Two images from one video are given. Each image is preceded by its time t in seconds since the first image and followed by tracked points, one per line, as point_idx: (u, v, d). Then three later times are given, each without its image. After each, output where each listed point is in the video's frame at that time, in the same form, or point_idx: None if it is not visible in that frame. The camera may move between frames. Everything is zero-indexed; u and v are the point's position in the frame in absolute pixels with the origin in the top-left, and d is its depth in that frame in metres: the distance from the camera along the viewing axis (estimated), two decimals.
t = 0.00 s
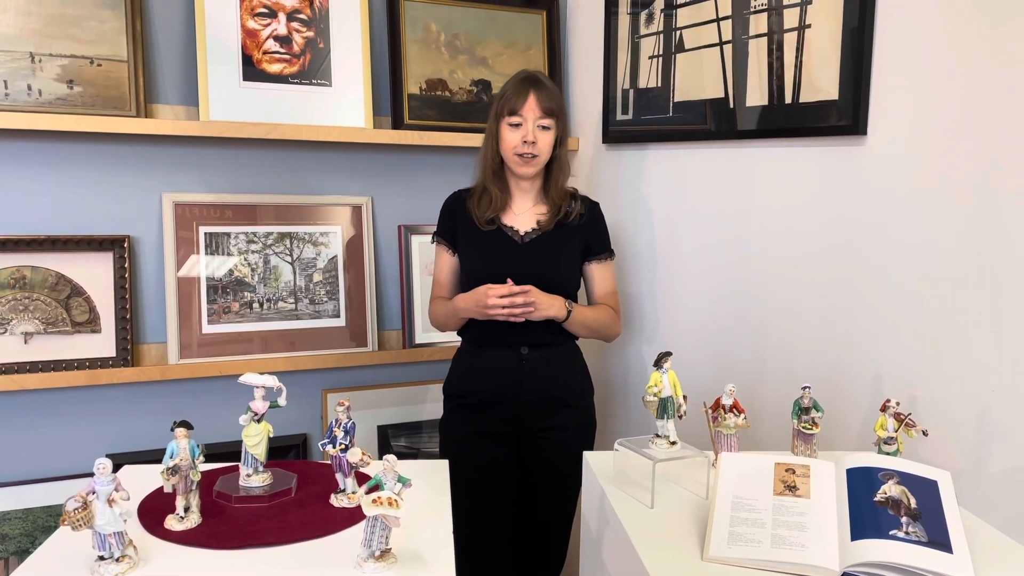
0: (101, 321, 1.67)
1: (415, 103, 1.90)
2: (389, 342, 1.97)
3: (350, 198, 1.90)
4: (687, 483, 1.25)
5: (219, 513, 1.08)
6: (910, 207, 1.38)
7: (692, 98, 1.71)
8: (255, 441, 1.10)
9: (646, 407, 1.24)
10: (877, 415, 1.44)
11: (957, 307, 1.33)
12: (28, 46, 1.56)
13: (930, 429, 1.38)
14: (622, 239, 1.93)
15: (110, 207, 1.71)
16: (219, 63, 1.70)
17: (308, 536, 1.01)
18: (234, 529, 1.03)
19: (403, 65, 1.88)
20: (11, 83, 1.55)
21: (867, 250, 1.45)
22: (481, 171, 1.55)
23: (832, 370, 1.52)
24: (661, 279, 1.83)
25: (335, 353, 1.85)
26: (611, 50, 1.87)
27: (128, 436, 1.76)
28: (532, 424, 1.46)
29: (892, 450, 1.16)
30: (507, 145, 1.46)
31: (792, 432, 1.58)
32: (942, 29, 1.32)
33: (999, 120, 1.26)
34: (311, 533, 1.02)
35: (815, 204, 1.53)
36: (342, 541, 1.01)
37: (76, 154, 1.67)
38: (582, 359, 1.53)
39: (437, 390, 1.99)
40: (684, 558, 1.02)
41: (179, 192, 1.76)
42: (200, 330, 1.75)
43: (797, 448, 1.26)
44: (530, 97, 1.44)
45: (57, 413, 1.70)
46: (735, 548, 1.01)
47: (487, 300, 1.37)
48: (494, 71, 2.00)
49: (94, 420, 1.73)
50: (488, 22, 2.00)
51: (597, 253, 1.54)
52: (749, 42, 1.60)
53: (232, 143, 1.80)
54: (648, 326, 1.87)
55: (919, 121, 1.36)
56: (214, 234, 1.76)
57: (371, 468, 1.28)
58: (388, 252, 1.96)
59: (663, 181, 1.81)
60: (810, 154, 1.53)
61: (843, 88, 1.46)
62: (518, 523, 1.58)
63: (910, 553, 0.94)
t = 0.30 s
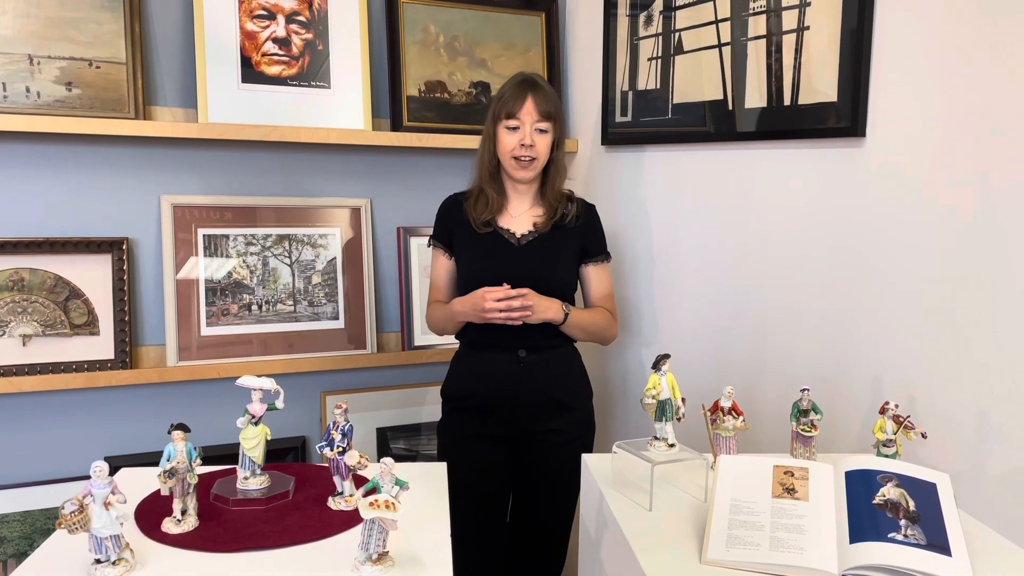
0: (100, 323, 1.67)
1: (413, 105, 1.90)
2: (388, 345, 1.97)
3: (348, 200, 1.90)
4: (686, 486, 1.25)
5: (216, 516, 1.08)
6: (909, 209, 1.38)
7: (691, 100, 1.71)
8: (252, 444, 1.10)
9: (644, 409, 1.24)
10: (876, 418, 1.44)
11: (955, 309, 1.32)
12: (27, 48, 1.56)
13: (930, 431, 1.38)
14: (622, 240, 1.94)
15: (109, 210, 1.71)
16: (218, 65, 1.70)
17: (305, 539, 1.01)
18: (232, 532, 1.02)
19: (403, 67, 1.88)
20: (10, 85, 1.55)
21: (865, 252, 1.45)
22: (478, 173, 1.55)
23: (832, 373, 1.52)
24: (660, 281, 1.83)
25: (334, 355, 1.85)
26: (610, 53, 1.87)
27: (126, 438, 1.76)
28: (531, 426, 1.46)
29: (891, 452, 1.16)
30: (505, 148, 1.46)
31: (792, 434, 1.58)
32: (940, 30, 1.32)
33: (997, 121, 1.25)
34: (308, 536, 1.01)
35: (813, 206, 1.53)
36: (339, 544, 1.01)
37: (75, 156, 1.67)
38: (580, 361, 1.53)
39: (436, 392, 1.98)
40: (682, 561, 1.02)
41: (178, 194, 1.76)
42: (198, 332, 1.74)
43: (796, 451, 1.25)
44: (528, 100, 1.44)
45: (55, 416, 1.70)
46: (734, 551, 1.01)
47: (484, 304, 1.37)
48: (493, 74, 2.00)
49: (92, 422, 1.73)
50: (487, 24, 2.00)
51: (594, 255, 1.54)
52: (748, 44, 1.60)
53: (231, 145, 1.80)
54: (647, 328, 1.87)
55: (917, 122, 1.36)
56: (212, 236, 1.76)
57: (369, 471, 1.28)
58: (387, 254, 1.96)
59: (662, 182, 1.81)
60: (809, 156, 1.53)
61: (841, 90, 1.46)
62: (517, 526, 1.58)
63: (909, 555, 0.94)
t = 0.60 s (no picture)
0: (99, 325, 1.67)
1: (413, 106, 1.90)
2: (388, 346, 1.97)
3: (348, 202, 1.90)
4: (686, 488, 1.25)
5: (216, 518, 1.08)
6: (908, 210, 1.38)
7: (691, 101, 1.71)
8: (252, 445, 1.10)
9: (644, 411, 1.23)
10: (876, 419, 1.44)
11: (955, 310, 1.32)
12: (27, 50, 1.56)
13: (930, 433, 1.38)
14: (622, 242, 1.94)
15: (108, 211, 1.71)
16: (218, 67, 1.70)
17: (304, 541, 1.00)
18: (231, 534, 1.02)
19: (402, 69, 1.88)
20: (9, 87, 1.55)
21: (865, 253, 1.45)
22: (478, 174, 1.54)
23: (832, 374, 1.51)
24: (659, 282, 1.83)
25: (333, 357, 1.85)
26: (610, 54, 1.87)
27: (126, 440, 1.76)
28: (531, 427, 1.46)
29: (891, 454, 1.16)
30: (507, 149, 1.46)
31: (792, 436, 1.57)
32: (938, 32, 1.32)
33: (997, 123, 1.24)
34: (308, 538, 1.01)
35: (813, 207, 1.53)
36: (339, 547, 1.01)
37: (74, 158, 1.67)
38: (580, 362, 1.53)
39: (436, 394, 1.98)
40: (683, 563, 1.02)
41: (177, 196, 1.76)
42: (198, 333, 1.74)
43: (796, 453, 1.25)
44: (531, 101, 1.44)
45: (55, 418, 1.69)
46: (734, 553, 1.01)
47: (487, 307, 1.37)
48: (493, 75, 2.00)
49: (92, 424, 1.72)
50: (487, 25, 2.00)
51: (594, 257, 1.54)
52: (748, 46, 1.60)
53: (231, 146, 1.80)
54: (646, 330, 1.87)
55: (917, 123, 1.36)
56: (212, 238, 1.76)
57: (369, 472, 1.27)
58: (387, 255, 1.96)
59: (662, 183, 1.81)
60: (808, 158, 1.53)
61: (841, 92, 1.46)
62: (517, 526, 1.58)
63: (909, 557, 0.94)
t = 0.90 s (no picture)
0: (100, 325, 1.67)
1: (413, 106, 1.89)
2: (388, 346, 1.97)
3: (348, 202, 1.90)
4: (687, 487, 1.25)
5: (217, 518, 1.08)
6: (908, 209, 1.38)
7: (691, 101, 1.71)
8: (253, 445, 1.10)
9: (645, 411, 1.23)
10: (876, 419, 1.44)
11: (955, 310, 1.32)
12: (27, 50, 1.56)
13: (930, 433, 1.38)
14: (622, 242, 1.94)
15: (109, 211, 1.70)
16: (218, 67, 1.70)
17: (306, 541, 1.00)
18: (233, 534, 1.02)
19: (403, 69, 1.88)
20: (10, 86, 1.55)
21: (866, 253, 1.45)
22: (481, 173, 1.54)
23: (832, 374, 1.52)
24: (660, 282, 1.83)
25: (334, 357, 1.85)
26: (611, 54, 1.87)
27: (126, 440, 1.75)
28: (532, 427, 1.46)
29: (892, 453, 1.16)
30: (511, 149, 1.46)
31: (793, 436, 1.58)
32: (937, 31, 1.32)
33: (998, 123, 1.25)
34: (309, 538, 1.01)
35: (814, 207, 1.53)
36: (340, 546, 1.01)
37: (75, 158, 1.67)
38: (581, 362, 1.54)
39: (437, 394, 1.98)
40: (685, 562, 1.02)
41: (178, 196, 1.75)
42: (199, 333, 1.74)
43: (797, 452, 1.25)
44: (537, 103, 1.44)
45: (55, 418, 1.69)
46: (736, 553, 1.01)
47: (493, 306, 1.37)
48: (494, 75, 2.00)
49: (92, 424, 1.72)
50: (487, 26, 2.00)
51: (596, 255, 1.55)
52: (748, 46, 1.60)
53: (232, 146, 1.80)
54: (647, 330, 1.87)
55: (917, 123, 1.36)
56: (212, 238, 1.76)
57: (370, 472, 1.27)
58: (387, 255, 1.96)
59: (663, 185, 1.80)
60: (809, 157, 1.53)
61: (841, 92, 1.46)
62: (517, 526, 1.58)
63: (911, 557, 0.94)
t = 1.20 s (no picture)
0: (100, 324, 1.67)
1: (413, 105, 1.89)
2: (388, 345, 1.97)
3: (348, 200, 1.90)
4: (687, 485, 1.25)
5: (218, 516, 1.08)
6: (908, 208, 1.38)
7: (691, 100, 1.71)
8: (254, 443, 1.10)
9: (646, 409, 1.23)
10: (876, 418, 1.44)
11: (955, 309, 1.32)
12: (26, 49, 1.56)
13: (930, 431, 1.38)
14: (622, 240, 1.94)
15: (108, 210, 1.70)
16: (218, 66, 1.70)
17: (306, 539, 1.00)
18: (233, 532, 1.02)
19: (402, 68, 1.88)
20: (9, 85, 1.54)
21: (866, 251, 1.45)
22: (482, 168, 1.54)
23: (832, 372, 1.52)
24: (659, 280, 1.83)
25: (333, 356, 1.85)
26: (610, 53, 1.87)
27: (126, 439, 1.75)
28: (533, 426, 1.46)
29: (892, 451, 1.16)
30: (515, 147, 1.46)
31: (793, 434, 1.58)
32: (936, 29, 1.32)
33: (997, 123, 1.25)
34: (310, 536, 1.01)
35: (814, 206, 1.53)
36: (341, 544, 1.01)
37: (75, 157, 1.67)
38: (581, 360, 1.54)
39: (437, 393, 1.98)
40: (685, 560, 1.02)
41: (177, 195, 1.75)
42: (198, 332, 1.74)
43: (797, 450, 1.26)
44: (545, 103, 1.44)
45: (55, 417, 1.69)
46: (736, 551, 1.01)
47: (495, 304, 1.37)
48: (494, 74, 2.00)
49: (92, 423, 1.72)
50: (487, 24, 2.00)
51: (596, 253, 1.55)
52: (748, 44, 1.60)
53: (231, 145, 1.80)
54: (647, 329, 1.87)
55: (916, 121, 1.36)
56: (212, 237, 1.76)
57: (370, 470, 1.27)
58: (387, 254, 1.96)
59: (663, 184, 1.80)
60: (808, 156, 1.53)
61: (841, 90, 1.46)
62: (517, 525, 1.58)
63: (910, 554, 0.94)
